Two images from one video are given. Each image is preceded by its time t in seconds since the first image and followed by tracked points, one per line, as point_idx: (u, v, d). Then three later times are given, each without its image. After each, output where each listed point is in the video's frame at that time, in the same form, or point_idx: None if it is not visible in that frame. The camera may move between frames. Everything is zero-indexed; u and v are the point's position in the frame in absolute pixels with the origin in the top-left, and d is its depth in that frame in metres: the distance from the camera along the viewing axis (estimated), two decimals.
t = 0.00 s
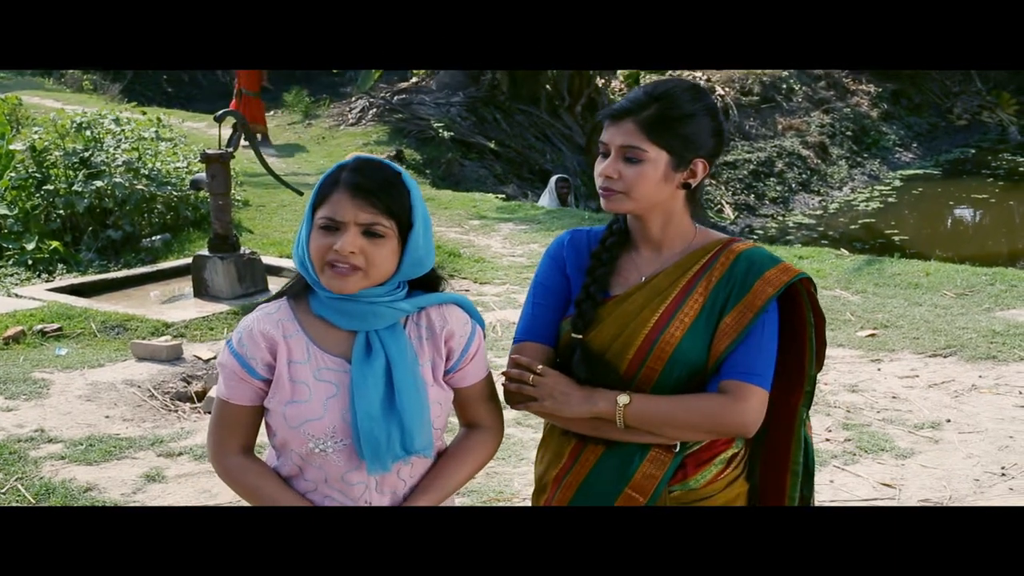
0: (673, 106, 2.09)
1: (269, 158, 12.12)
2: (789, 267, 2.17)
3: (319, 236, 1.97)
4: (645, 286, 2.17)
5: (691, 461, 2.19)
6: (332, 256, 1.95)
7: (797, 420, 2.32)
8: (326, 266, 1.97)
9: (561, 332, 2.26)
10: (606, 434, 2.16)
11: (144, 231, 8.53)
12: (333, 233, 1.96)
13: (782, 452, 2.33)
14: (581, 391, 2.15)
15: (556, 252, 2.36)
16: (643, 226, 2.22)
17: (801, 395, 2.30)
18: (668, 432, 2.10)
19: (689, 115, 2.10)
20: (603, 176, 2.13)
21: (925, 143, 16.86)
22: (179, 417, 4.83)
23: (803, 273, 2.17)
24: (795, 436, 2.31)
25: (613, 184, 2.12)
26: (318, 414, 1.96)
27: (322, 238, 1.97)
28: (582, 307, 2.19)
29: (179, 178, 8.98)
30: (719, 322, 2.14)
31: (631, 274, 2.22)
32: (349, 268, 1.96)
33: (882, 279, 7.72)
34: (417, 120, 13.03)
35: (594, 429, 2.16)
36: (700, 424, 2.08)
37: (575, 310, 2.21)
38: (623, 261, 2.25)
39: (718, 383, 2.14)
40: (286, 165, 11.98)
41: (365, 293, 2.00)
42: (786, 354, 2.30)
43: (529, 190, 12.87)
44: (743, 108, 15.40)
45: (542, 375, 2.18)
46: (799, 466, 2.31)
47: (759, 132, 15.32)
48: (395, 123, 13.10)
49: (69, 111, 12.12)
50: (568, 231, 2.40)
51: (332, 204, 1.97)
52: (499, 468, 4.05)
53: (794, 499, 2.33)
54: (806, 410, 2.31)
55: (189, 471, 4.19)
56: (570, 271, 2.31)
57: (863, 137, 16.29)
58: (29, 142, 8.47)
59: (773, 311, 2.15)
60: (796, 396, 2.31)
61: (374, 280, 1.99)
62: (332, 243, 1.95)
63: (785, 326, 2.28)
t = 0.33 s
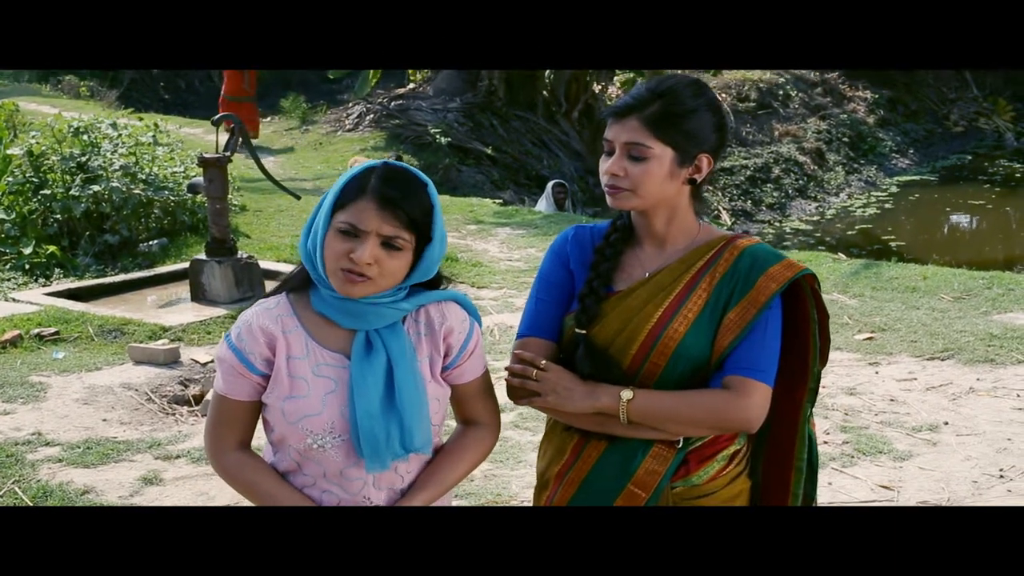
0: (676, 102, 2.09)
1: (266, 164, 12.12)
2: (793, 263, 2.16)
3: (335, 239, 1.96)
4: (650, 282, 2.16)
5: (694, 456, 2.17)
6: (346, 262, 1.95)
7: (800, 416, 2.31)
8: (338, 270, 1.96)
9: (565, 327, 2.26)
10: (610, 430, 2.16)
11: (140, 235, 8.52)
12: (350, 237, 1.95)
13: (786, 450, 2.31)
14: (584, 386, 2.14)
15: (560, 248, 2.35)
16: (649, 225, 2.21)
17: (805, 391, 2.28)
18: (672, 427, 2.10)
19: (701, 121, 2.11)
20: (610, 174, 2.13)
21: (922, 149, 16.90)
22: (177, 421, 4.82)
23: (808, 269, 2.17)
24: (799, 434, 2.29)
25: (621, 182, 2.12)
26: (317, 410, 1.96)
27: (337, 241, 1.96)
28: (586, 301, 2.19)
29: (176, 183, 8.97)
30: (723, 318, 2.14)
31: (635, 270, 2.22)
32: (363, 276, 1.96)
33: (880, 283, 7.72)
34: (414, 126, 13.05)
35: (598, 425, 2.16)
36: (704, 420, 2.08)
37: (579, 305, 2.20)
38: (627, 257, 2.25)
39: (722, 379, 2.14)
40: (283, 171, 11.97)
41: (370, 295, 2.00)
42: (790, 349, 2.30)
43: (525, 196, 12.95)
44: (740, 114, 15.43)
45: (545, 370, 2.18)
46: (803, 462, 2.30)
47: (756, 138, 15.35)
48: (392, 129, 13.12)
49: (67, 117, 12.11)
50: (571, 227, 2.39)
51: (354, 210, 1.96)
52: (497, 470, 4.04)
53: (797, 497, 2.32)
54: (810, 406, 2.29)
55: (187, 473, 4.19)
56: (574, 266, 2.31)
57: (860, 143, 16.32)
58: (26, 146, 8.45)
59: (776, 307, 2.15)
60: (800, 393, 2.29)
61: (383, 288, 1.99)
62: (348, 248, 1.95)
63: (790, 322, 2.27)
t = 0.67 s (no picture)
0: (679, 103, 2.09)
1: (265, 172, 12.13)
2: (797, 263, 2.17)
3: (336, 238, 1.96)
4: (652, 283, 2.17)
5: (695, 456, 2.18)
6: (350, 261, 1.95)
7: (805, 416, 2.31)
8: (341, 269, 1.96)
9: (569, 327, 2.26)
10: (613, 429, 2.16)
11: (139, 242, 8.52)
12: (351, 236, 1.95)
13: (792, 449, 2.32)
14: (587, 384, 2.15)
15: (565, 248, 2.35)
16: (653, 226, 2.22)
17: (811, 391, 2.29)
18: (674, 427, 2.10)
19: (702, 118, 2.11)
20: (616, 176, 2.13)
21: (920, 158, 16.95)
22: (176, 426, 4.82)
23: (811, 270, 2.17)
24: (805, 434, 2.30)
25: (626, 183, 2.12)
26: (318, 410, 1.96)
27: (338, 241, 1.96)
28: (589, 301, 2.19)
29: (175, 190, 8.98)
30: (726, 318, 2.14)
31: (639, 270, 2.22)
32: (367, 274, 1.96)
33: (878, 289, 7.73)
34: (413, 134, 13.09)
35: (600, 424, 2.16)
36: (707, 420, 2.08)
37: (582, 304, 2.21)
38: (631, 258, 2.25)
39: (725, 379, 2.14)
40: (282, 179, 11.98)
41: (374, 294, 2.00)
42: (794, 350, 2.31)
43: (525, 204, 12.83)
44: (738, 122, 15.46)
45: (549, 369, 2.18)
46: (808, 464, 2.31)
47: (754, 146, 15.39)
48: (391, 137, 13.16)
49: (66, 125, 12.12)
50: (575, 227, 2.39)
51: (354, 208, 1.96)
52: (496, 475, 4.04)
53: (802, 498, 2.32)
54: (815, 407, 2.29)
55: (185, 478, 4.18)
56: (578, 266, 2.31)
57: (858, 151, 16.37)
58: (25, 153, 8.46)
59: (779, 307, 2.15)
60: (805, 393, 2.30)
61: (387, 285, 2.00)
62: (351, 247, 1.95)
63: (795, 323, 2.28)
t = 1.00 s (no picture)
0: (677, 101, 2.10)
1: (262, 178, 12.13)
2: (794, 259, 2.17)
3: (321, 232, 1.97)
4: (649, 279, 2.17)
5: (695, 453, 2.19)
6: (337, 251, 1.95)
7: (803, 413, 2.32)
8: (329, 260, 1.97)
9: (566, 325, 2.27)
10: (613, 427, 2.16)
11: (136, 248, 8.51)
12: (335, 227, 1.96)
13: (789, 447, 2.33)
14: (587, 382, 2.15)
15: (561, 247, 2.37)
16: (649, 222, 2.23)
17: (807, 388, 2.30)
18: (675, 423, 2.10)
19: (688, 104, 2.11)
20: (614, 174, 2.13)
21: (916, 165, 17.00)
22: (173, 430, 4.82)
23: (809, 266, 2.18)
24: (801, 431, 2.31)
25: (625, 180, 2.13)
26: (317, 406, 1.96)
27: (324, 234, 1.96)
28: (587, 298, 2.20)
29: (172, 196, 8.98)
30: (724, 315, 2.15)
31: (637, 267, 2.23)
32: (353, 261, 1.96)
33: (875, 293, 7.74)
34: (410, 141, 13.11)
35: (600, 422, 2.16)
36: (708, 415, 2.08)
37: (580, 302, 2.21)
38: (628, 255, 2.26)
39: (725, 374, 2.15)
40: (279, 185, 11.98)
41: (368, 286, 2.00)
42: (790, 348, 2.32)
43: (521, 210, 12.89)
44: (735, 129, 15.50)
45: (547, 367, 2.18)
46: (805, 460, 2.31)
47: (751, 153, 15.41)
48: (388, 144, 13.18)
49: (64, 132, 12.12)
50: (570, 227, 2.40)
51: (331, 198, 1.96)
52: (495, 479, 4.04)
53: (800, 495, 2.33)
54: (813, 403, 2.30)
55: (183, 482, 4.18)
56: (575, 265, 2.32)
57: (854, 158, 16.42)
58: (22, 159, 8.46)
59: (777, 303, 2.16)
60: (802, 390, 2.31)
61: (378, 269, 2.00)
62: (336, 238, 1.95)
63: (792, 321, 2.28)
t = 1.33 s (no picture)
0: (673, 99, 2.11)
1: (260, 185, 12.13)
2: (791, 256, 2.18)
3: (317, 229, 1.97)
4: (646, 278, 2.18)
5: (695, 451, 2.20)
6: (331, 247, 1.95)
7: (801, 410, 2.33)
8: (324, 257, 1.97)
9: (564, 325, 2.27)
10: (613, 426, 2.16)
11: (134, 255, 8.51)
12: (331, 223, 1.96)
13: (787, 444, 2.34)
14: (586, 382, 2.14)
15: (557, 247, 2.37)
16: (643, 221, 2.23)
17: (805, 385, 2.30)
18: (675, 421, 2.10)
19: (684, 102, 2.12)
20: (609, 172, 2.14)
21: (913, 173, 17.04)
22: (171, 436, 4.81)
23: (806, 263, 2.19)
24: (801, 429, 2.32)
25: (621, 179, 2.13)
26: (315, 404, 1.96)
27: (319, 230, 1.96)
28: (584, 298, 2.20)
29: (170, 202, 8.99)
30: (722, 313, 2.15)
31: (632, 266, 2.23)
32: (348, 258, 1.96)
33: (874, 299, 7.75)
34: (408, 148, 13.12)
35: (600, 421, 2.16)
36: (709, 412, 2.08)
37: (577, 302, 2.22)
38: (624, 254, 2.26)
39: (723, 371, 2.15)
40: (277, 192, 12.00)
41: (364, 285, 2.00)
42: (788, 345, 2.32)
43: (519, 218, 12.92)
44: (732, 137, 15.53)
45: (546, 367, 2.18)
46: (804, 457, 2.32)
47: (748, 161, 15.42)
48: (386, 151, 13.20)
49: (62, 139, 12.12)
50: (566, 228, 2.41)
51: (328, 195, 1.97)
52: (493, 483, 4.04)
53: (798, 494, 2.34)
54: (810, 400, 2.31)
55: (181, 486, 4.17)
56: (571, 265, 2.33)
57: (851, 166, 16.48)
58: (20, 165, 8.46)
59: (775, 300, 2.17)
60: (799, 387, 2.31)
61: (374, 268, 1.99)
62: (332, 233, 1.95)
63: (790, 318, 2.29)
